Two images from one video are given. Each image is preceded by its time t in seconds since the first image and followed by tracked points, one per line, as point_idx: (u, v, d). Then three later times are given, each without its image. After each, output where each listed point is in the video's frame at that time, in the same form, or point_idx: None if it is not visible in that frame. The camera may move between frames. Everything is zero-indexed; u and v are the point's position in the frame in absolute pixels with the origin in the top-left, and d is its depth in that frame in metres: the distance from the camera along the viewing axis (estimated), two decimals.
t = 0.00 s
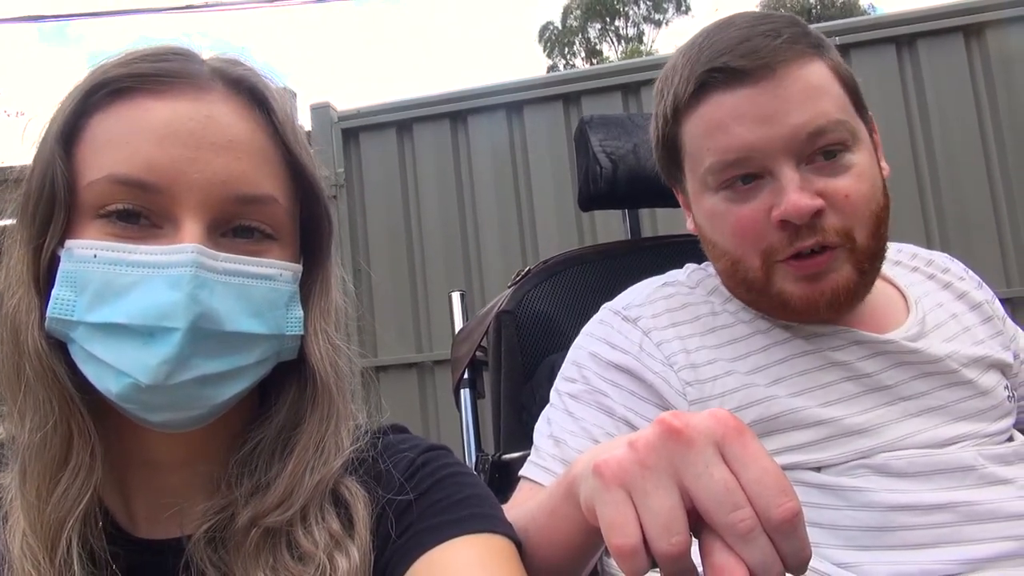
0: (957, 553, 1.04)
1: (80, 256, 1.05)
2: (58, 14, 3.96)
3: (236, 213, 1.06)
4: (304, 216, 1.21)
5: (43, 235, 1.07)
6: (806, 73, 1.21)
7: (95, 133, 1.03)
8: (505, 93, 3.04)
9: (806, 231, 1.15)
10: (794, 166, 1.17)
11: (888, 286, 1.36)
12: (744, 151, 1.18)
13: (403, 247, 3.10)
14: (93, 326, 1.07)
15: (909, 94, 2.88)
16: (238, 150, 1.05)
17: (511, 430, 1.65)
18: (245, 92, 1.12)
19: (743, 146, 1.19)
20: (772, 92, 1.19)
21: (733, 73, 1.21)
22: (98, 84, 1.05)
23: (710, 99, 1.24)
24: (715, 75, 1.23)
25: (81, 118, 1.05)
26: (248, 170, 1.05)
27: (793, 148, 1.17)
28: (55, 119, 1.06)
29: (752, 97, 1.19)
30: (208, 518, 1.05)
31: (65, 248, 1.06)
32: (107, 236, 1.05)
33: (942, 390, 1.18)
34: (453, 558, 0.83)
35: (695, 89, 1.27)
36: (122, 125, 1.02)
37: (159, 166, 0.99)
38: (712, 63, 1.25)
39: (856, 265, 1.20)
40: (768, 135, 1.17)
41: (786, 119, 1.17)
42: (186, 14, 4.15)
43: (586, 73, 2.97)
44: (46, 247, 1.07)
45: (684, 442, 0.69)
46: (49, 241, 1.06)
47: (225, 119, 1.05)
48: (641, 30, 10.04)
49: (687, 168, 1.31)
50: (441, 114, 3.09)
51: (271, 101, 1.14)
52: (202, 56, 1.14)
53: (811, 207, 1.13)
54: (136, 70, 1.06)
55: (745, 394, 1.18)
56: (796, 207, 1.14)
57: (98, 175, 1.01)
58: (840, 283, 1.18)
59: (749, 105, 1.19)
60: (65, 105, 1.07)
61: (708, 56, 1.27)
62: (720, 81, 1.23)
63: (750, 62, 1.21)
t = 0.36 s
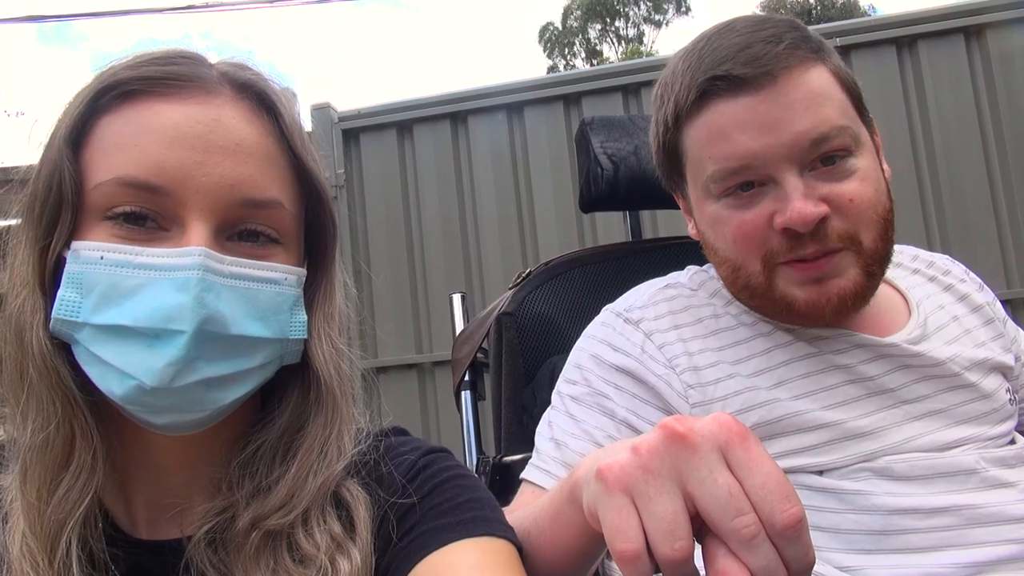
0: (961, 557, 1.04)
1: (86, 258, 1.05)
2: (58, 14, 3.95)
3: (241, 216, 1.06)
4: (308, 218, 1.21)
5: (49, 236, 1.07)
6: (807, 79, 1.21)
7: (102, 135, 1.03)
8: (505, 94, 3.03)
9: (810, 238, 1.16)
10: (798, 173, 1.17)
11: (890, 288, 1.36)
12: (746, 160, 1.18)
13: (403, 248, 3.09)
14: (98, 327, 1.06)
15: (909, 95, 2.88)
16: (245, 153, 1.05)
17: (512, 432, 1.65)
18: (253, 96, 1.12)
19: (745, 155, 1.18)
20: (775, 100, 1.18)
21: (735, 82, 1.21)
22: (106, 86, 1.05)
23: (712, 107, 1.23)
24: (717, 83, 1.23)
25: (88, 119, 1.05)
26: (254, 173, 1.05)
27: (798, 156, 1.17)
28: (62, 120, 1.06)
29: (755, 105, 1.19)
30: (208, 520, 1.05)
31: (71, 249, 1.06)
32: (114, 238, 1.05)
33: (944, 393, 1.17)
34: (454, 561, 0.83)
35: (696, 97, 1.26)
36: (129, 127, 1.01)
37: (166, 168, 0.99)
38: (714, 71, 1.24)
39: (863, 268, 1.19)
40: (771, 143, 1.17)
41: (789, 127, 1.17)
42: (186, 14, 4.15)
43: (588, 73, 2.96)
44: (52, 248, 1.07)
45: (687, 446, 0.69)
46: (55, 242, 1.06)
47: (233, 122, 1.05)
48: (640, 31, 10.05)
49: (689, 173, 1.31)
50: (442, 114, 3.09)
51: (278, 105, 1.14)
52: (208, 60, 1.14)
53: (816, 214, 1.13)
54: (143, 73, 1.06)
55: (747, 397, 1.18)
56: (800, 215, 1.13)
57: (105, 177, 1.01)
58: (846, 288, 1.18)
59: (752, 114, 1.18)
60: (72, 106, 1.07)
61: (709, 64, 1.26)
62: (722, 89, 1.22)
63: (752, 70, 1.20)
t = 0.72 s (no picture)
0: (963, 558, 1.04)
1: (92, 259, 1.04)
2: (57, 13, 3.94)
3: (245, 219, 1.06)
4: (313, 221, 1.21)
5: (54, 237, 1.07)
6: (800, 78, 1.20)
7: (108, 137, 1.03)
8: (505, 94, 3.03)
9: (798, 235, 1.16)
10: (788, 170, 1.17)
11: (896, 291, 1.37)
12: (736, 158, 1.19)
13: (403, 248, 3.09)
14: (102, 329, 1.06)
15: (909, 95, 2.88)
16: (250, 156, 1.05)
17: (513, 433, 1.64)
18: (258, 99, 1.12)
19: (736, 152, 1.19)
20: (766, 98, 1.18)
21: (728, 79, 1.21)
22: (113, 87, 1.04)
23: (706, 103, 1.24)
24: (710, 80, 1.23)
25: (93, 120, 1.05)
26: (260, 176, 1.05)
27: (788, 153, 1.17)
28: (67, 122, 1.06)
29: (747, 103, 1.19)
30: (209, 521, 1.04)
31: (77, 251, 1.05)
32: (119, 240, 1.04)
33: (947, 394, 1.17)
34: (458, 562, 0.82)
35: (691, 94, 1.26)
36: (135, 130, 1.01)
37: (172, 171, 0.99)
38: (707, 68, 1.24)
39: (851, 267, 1.19)
40: (761, 140, 1.17)
41: (779, 125, 1.17)
42: (185, 14, 4.14)
43: (587, 73, 2.96)
44: (57, 249, 1.06)
45: (692, 449, 0.69)
46: (60, 244, 1.06)
47: (239, 125, 1.05)
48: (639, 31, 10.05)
49: (685, 171, 1.32)
50: (442, 114, 3.09)
51: (284, 109, 1.14)
52: (214, 62, 1.13)
53: (804, 212, 1.14)
54: (150, 74, 1.05)
55: (748, 399, 1.18)
56: (787, 213, 1.14)
57: (111, 179, 1.01)
58: (832, 284, 1.18)
59: (744, 111, 1.19)
60: (77, 108, 1.06)
61: (704, 61, 1.27)
62: (715, 86, 1.23)
63: (744, 68, 1.20)
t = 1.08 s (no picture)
0: (961, 554, 1.04)
1: (90, 256, 1.04)
2: (56, 13, 3.94)
3: (244, 216, 1.06)
4: (311, 218, 1.21)
5: (52, 234, 1.07)
6: (795, 71, 1.21)
7: (106, 133, 1.03)
8: (504, 93, 3.03)
9: (793, 227, 1.16)
10: (783, 162, 1.18)
11: (894, 286, 1.37)
12: (732, 150, 1.19)
13: (402, 247, 3.09)
14: (100, 326, 1.06)
15: (909, 95, 2.88)
16: (249, 152, 1.05)
17: (512, 431, 1.65)
18: (257, 96, 1.12)
19: (731, 144, 1.19)
20: (761, 91, 1.19)
21: (723, 72, 1.22)
22: (111, 84, 1.04)
23: (702, 97, 1.24)
24: (705, 73, 1.24)
25: (91, 117, 1.05)
26: (258, 173, 1.05)
27: (783, 146, 1.17)
28: (66, 119, 1.06)
29: (743, 96, 1.20)
30: (207, 518, 1.04)
31: (75, 248, 1.05)
32: (117, 236, 1.04)
33: (944, 388, 1.17)
34: (456, 559, 0.82)
35: (687, 88, 1.27)
36: (134, 127, 1.01)
37: (170, 168, 0.99)
38: (703, 62, 1.25)
39: (848, 265, 1.20)
40: (756, 133, 1.18)
41: (773, 117, 1.18)
42: (184, 14, 4.15)
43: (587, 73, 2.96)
44: (55, 246, 1.06)
45: (691, 445, 0.69)
46: (58, 241, 1.06)
47: (237, 121, 1.05)
48: (639, 32, 10.09)
49: (682, 166, 1.32)
50: (441, 114, 3.09)
51: (282, 105, 1.14)
52: (214, 59, 1.13)
53: (798, 203, 1.14)
54: (149, 71, 1.05)
55: (746, 395, 1.18)
56: (781, 204, 1.14)
57: (109, 175, 1.01)
58: (831, 285, 1.19)
59: (739, 104, 1.19)
60: (76, 104, 1.06)
61: (699, 55, 1.27)
62: (711, 80, 1.23)
63: (739, 61, 1.21)
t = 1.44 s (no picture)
0: (958, 552, 1.04)
1: (83, 250, 1.04)
2: (56, 13, 3.95)
3: (239, 211, 1.06)
4: (305, 212, 1.21)
5: (47, 229, 1.07)
6: (785, 66, 1.22)
7: (101, 128, 1.03)
8: (503, 93, 3.04)
9: (785, 220, 1.16)
10: (775, 155, 1.18)
11: (891, 284, 1.37)
12: (724, 143, 1.20)
13: (402, 247, 3.10)
14: (95, 320, 1.06)
15: (908, 96, 2.88)
16: (244, 148, 1.05)
17: (511, 430, 1.65)
18: (250, 90, 1.12)
19: (723, 137, 1.20)
20: (752, 84, 1.19)
21: (716, 66, 1.23)
22: (106, 79, 1.05)
23: (694, 92, 1.25)
24: (697, 68, 1.25)
25: (85, 112, 1.05)
26: (253, 168, 1.05)
27: (774, 139, 1.18)
28: (61, 114, 1.06)
29: (733, 89, 1.20)
30: (203, 513, 1.05)
31: (69, 242, 1.06)
32: (111, 231, 1.05)
33: (939, 384, 1.17)
34: (451, 555, 0.82)
35: (679, 83, 1.28)
36: (128, 121, 1.01)
37: (164, 163, 0.99)
38: (695, 57, 1.26)
39: (843, 260, 1.20)
40: (747, 126, 1.18)
41: (765, 110, 1.18)
42: (184, 15, 4.15)
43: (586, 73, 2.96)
44: (49, 241, 1.07)
45: (685, 439, 0.69)
46: (52, 235, 1.06)
47: (232, 116, 1.05)
48: (639, 33, 10.11)
49: (675, 162, 1.33)
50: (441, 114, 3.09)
51: (277, 101, 1.14)
52: (209, 55, 1.13)
53: (788, 195, 1.14)
54: (143, 66, 1.06)
55: (742, 391, 1.18)
56: (772, 195, 1.15)
57: (104, 170, 1.01)
58: (826, 281, 1.19)
59: (730, 97, 1.20)
60: (70, 99, 1.07)
61: (691, 51, 1.28)
62: (703, 75, 1.24)
63: (730, 55, 1.22)
